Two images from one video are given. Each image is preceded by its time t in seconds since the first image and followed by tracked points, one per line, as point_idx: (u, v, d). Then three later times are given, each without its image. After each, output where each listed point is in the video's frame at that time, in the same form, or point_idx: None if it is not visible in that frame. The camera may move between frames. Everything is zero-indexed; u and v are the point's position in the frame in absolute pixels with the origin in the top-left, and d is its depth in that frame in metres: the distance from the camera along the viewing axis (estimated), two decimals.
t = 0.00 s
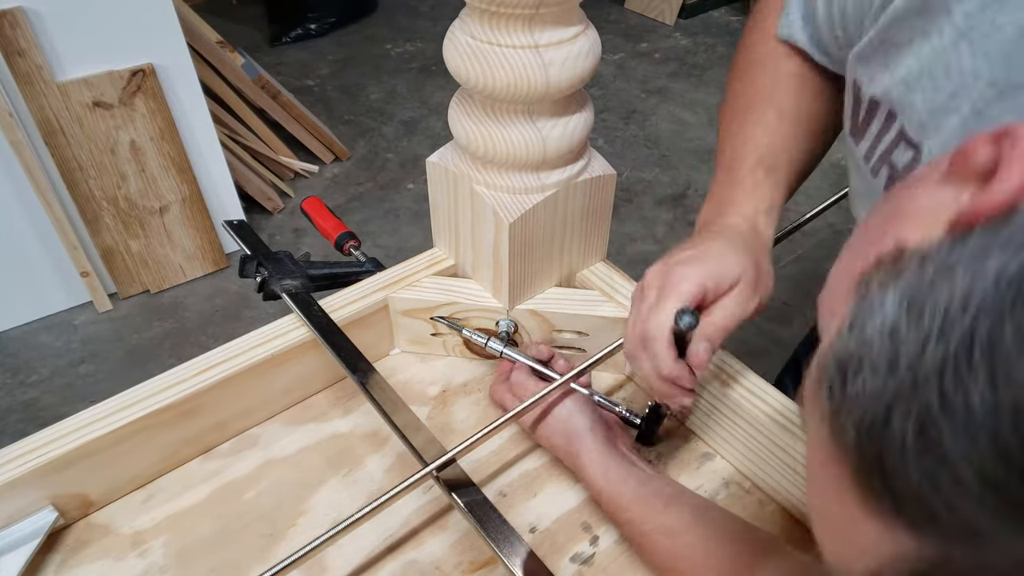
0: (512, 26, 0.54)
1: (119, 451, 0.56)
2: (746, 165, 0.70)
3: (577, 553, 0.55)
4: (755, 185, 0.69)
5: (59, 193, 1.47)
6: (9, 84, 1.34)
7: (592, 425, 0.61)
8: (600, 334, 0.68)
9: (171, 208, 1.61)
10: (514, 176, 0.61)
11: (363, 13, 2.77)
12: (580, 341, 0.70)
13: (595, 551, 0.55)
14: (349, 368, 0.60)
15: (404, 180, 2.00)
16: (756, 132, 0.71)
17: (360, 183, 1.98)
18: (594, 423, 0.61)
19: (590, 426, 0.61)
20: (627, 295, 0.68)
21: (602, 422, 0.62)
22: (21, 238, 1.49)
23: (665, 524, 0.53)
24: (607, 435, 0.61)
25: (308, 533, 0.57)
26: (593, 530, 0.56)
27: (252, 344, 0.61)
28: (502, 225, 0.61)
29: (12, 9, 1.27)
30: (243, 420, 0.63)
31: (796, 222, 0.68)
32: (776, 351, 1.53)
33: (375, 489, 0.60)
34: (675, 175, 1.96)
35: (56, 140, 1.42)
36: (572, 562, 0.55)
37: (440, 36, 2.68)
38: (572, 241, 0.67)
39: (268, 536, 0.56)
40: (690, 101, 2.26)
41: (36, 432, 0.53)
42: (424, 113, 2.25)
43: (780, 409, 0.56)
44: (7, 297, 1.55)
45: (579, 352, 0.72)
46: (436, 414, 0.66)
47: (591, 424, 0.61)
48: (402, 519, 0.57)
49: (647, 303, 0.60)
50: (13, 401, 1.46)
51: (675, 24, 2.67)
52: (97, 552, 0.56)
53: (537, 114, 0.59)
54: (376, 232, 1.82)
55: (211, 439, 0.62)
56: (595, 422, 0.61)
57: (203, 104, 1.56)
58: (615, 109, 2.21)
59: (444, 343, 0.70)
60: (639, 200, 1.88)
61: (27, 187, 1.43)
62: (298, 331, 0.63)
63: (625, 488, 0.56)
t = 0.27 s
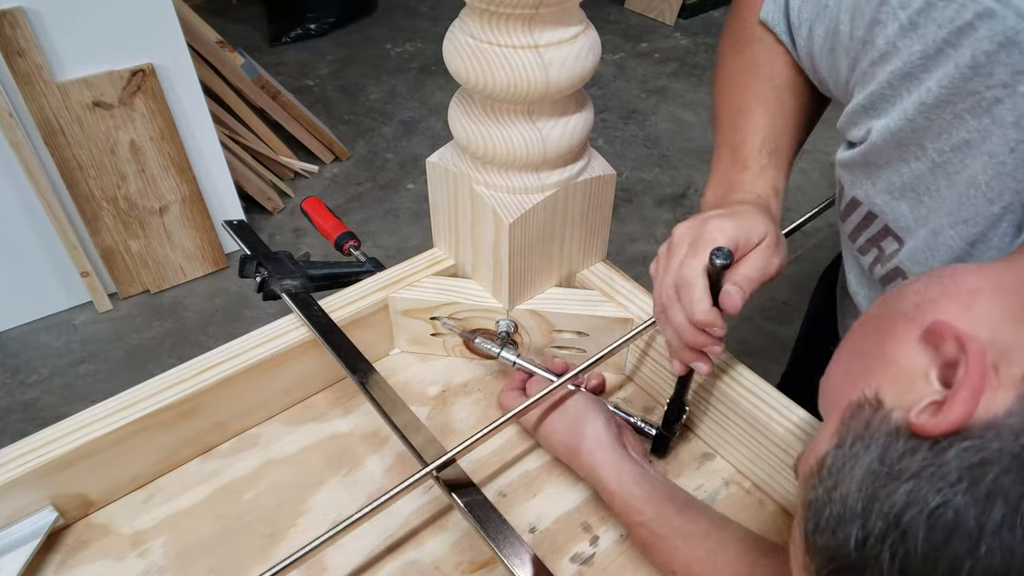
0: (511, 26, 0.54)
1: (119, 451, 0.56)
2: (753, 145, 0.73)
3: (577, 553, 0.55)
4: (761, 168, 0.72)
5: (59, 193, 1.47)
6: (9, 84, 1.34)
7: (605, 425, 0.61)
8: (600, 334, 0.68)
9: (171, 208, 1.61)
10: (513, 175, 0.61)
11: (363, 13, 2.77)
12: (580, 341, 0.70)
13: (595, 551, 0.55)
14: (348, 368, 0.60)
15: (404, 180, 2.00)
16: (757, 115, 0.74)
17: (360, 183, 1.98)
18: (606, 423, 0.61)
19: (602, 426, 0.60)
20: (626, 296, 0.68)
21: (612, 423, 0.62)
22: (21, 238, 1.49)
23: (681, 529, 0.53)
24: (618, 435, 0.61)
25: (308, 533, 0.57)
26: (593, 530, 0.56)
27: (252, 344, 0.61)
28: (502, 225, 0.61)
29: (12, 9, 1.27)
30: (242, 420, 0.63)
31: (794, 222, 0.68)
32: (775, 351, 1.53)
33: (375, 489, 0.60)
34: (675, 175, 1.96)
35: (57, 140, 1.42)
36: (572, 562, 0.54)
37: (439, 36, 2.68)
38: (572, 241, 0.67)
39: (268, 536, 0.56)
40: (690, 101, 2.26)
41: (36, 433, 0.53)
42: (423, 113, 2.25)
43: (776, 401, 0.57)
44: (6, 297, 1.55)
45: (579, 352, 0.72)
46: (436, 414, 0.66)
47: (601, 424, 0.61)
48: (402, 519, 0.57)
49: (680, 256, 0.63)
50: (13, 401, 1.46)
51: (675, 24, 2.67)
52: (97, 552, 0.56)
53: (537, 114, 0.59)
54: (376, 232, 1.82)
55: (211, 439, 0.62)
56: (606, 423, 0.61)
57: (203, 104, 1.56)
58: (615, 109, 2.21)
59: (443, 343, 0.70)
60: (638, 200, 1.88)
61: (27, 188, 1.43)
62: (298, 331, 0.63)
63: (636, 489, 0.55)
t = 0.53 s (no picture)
0: (511, 26, 0.54)
1: (119, 451, 0.56)
2: (729, 127, 0.74)
3: (577, 553, 0.55)
4: (735, 151, 0.73)
5: (59, 192, 1.47)
6: (9, 84, 1.34)
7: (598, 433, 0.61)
8: (599, 334, 0.68)
9: (170, 208, 1.61)
10: (513, 175, 0.61)
11: (363, 13, 2.77)
12: (580, 341, 0.70)
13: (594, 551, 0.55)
14: (348, 369, 0.60)
15: (404, 180, 2.00)
16: (737, 97, 0.74)
17: (360, 183, 1.98)
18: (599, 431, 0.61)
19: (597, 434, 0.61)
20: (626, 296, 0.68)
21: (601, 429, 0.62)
22: (20, 238, 1.49)
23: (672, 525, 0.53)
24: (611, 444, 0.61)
25: (308, 533, 0.57)
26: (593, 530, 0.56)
27: (252, 344, 0.61)
28: (502, 225, 0.61)
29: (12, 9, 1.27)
30: (242, 420, 0.63)
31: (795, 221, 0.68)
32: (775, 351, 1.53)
33: (375, 489, 0.60)
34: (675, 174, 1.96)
35: (56, 140, 1.42)
36: (571, 562, 0.55)
37: (439, 36, 2.68)
38: (571, 241, 0.67)
39: (268, 536, 0.56)
40: (690, 101, 2.26)
41: (35, 433, 0.53)
42: (423, 113, 2.25)
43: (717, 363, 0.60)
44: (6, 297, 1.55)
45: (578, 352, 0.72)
46: (436, 413, 0.66)
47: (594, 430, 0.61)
48: (401, 519, 0.57)
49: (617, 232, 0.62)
50: (12, 401, 1.46)
51: (674, 24, 2.67)
52: (97, 552, 0.56)
53: (536, 114, 0.59)
54: (376, 232, 1.82)
55: (210, 439, 0.62)
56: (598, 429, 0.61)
57: (202, 104, 1.56)
58: (614, 109, 2.21)
59: (443, 343, 0.70)
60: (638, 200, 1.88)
61: (27, 187, 1.43)
62: (297, 332, 0.63)
63: (612, 516, 0.53)
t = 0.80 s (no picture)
0: (510, 26, 0.54)
1: (119, 451, 0.56)
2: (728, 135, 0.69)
3: (577, 553, 0.55)
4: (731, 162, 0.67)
5: (59, 192, 1.47)
6: (9, 84, 1.34)
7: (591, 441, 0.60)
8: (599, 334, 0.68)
9: (170, 208, 1.61)
10: (513, 175, 0.61)
11: (362, 13, 2.77)
12: (579, 341, 0.70)
13: (594, 551, 0.55)
14: (348, 369, 0.60)
15: (403, 179, 2.00)
16: (749, 104, 0.70)
17: (359, 183, 1.98)
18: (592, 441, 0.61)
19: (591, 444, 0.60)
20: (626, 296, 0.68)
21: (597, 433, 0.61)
22: (20, 238, 1.49)
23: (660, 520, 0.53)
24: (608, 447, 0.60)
25: (307, 533, 0.57)
26: (592, 530, 0.56)
27: (252, 343, 0.61)
28: (502, 225, 0.61)
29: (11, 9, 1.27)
30: (242, 420, 0.63)
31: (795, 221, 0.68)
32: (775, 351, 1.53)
33: (374, 489, 0.60)
34: (675, 174, 1.96)
35: (55, 140, 1.42)
36: (571, 562, 0.55)
37: (439, 36, 2.68)
38: (571, 240, 0.67)
39: (267, 536, 0.56)
40: (689, 101, 2.26)
41: (35, 433, 0.53)
42: (423, 113, 2.25)
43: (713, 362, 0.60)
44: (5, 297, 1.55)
45: (578, 352, 0.72)
46: (435, 413, 0.66)
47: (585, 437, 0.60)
48: (401, 519, 0.57)
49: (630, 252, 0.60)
50: (12, 401, 1.46)
51: (674, 24, 2.67)
52: (97, 552, 0.56)
53: (536, 114, 0.59)
54: (375, 232, 1.82)
55: (210, 439, 0.62)
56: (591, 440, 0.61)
57: (202, 104, 1.56)
58: (614, 109, 2.21)
59: (443, 343, 0.70)
60: (638, 200, 1.88)
61: (27, 187, 1.43)
62: (297, 332, 0.63)
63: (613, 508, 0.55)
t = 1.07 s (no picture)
0: (510, 25, 0.54)
1: (118, 451, 0.56)
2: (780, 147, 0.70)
3: (576, 553, 0.55)
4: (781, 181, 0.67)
5: (58, 192, 1.47)
6: (8, 84, 1.34)
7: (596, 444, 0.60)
8: (599, 334, 0.68)
9: (170, 208, 1.61)
10: (513, 175, 0.61)
11: (362, 13, 2.77)
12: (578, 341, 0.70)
13: (594, 551, 0.55)
14: (347, 369, 0.60)
15: (403, 179, 2.00)
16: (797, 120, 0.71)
17: (359, 183, 1.98)
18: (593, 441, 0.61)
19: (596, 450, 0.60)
20: (625, 295, 0.68)
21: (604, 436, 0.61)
22: (19, 238, 1.49)
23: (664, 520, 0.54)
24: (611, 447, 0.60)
25: (307, 533, 0.57)
26: (592, 530, 0.56)
27: (252, 343, 0.61)
28: (501, 225, 0.61)
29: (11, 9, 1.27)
30: (241, 420, 0.63)
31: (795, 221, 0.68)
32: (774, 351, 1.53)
33: (374, 489, 0.60)
34: (674, 174, 1.96)
35: (55, 140, 1.42)
36: (571, 562, 0.55)
37: (438, 36, 2.68)
38: (571, 240, 0.67)
39: (267, 536, 0.56)
40: (689, 101, 2.26)
41: (35, 432, 0.53)
42: (423, 113, 2.25)
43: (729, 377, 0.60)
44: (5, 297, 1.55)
45: (577, 352, 0.72)
46: (435, 413, 0.66)
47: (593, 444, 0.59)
48: (401, 519, 0.57)
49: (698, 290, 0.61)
50: (11, 401, 1.46)
51: (674, 24, 2.67)
52: (96, 553, 0.56)
53: (536, 114, 0.59)
54: (375, 232, 1.82)
55: (210, 439, 0.62)
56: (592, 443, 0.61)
57: (202, 105, 1.56)
58: (614, 109, 2.21)
59: (442, 343, 0.71)
60: (637, 200, 1.88)
61: (26, 187, 1.43)
62: (296, 332, 0.63)
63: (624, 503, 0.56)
